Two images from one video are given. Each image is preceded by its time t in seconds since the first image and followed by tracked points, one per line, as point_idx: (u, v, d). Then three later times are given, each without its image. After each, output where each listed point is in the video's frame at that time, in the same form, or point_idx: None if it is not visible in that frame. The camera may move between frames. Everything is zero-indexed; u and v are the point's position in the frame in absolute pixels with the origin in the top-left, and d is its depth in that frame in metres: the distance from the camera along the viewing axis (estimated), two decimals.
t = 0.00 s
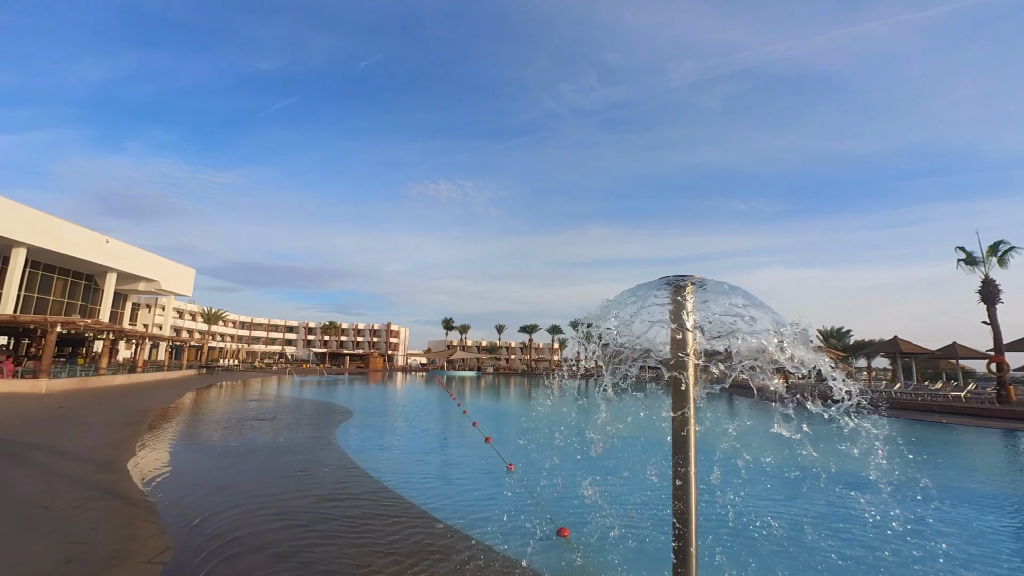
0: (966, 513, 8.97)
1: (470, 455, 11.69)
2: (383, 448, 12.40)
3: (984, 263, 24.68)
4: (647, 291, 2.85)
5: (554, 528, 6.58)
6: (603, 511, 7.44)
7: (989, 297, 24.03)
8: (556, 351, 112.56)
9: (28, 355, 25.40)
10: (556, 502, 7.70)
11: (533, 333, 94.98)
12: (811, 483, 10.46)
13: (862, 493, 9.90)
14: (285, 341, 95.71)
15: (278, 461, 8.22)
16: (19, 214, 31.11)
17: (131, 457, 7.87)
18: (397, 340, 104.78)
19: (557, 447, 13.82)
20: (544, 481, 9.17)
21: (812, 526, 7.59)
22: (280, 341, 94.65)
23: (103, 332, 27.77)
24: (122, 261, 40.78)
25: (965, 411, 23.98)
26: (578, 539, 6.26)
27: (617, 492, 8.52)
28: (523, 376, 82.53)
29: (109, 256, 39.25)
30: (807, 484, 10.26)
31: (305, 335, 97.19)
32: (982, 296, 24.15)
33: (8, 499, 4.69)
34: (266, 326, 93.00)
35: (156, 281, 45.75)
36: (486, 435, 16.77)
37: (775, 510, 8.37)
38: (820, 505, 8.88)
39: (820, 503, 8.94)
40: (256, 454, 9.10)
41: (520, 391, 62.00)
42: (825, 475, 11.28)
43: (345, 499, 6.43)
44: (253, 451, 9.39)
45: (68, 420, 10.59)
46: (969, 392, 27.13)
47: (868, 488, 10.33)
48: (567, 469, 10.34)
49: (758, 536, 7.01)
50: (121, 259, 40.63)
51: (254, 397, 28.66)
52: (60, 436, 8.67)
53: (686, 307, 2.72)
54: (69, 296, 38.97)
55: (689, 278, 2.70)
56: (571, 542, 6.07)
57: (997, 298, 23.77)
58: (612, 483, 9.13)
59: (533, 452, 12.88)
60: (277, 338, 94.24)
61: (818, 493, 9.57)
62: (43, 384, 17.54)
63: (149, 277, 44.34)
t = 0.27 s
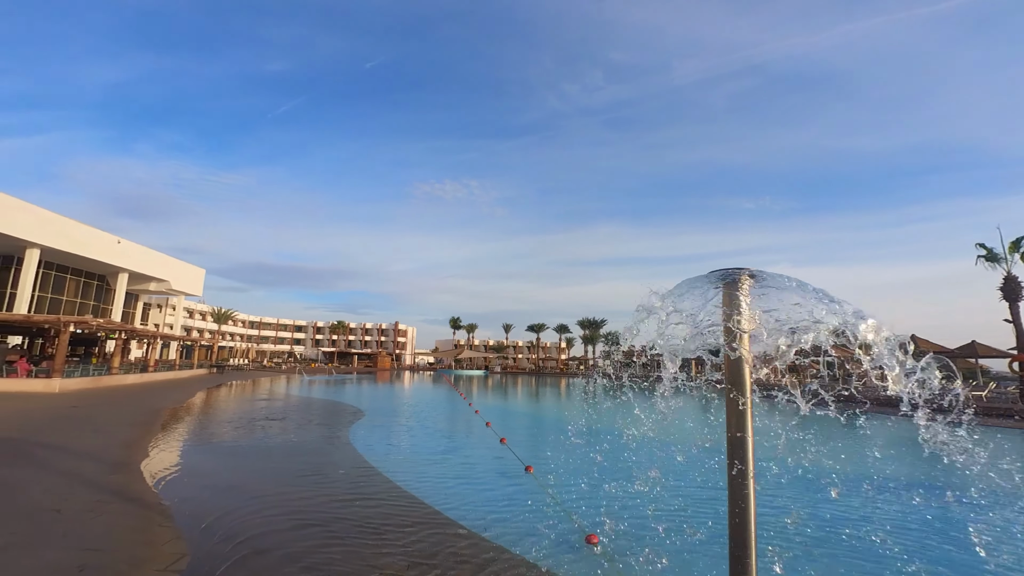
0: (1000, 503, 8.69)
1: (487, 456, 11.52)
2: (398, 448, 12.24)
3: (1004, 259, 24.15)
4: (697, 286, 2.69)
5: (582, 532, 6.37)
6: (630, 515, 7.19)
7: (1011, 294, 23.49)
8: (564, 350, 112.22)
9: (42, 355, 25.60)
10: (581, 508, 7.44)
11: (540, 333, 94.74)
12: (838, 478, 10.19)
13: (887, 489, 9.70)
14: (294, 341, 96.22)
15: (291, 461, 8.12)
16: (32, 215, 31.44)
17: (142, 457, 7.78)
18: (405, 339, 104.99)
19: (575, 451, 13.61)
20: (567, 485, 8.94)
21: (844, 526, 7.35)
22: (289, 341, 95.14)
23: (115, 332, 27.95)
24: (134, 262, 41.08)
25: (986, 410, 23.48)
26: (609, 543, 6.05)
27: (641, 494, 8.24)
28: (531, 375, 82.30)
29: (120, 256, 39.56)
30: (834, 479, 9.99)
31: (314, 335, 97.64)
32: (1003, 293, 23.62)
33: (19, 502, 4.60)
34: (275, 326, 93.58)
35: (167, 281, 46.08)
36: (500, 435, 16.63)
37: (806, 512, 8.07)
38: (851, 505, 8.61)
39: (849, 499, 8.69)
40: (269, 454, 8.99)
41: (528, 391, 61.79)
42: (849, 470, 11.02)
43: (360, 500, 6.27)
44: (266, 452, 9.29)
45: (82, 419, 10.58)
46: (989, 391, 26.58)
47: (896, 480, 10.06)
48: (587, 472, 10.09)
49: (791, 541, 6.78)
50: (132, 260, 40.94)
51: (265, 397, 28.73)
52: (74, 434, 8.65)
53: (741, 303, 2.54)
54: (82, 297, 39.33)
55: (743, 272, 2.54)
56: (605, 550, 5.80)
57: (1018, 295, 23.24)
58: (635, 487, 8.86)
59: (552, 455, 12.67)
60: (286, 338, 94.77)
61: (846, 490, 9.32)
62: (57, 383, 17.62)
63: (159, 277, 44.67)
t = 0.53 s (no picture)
0: None
1: (510, 458, 11.36)
2: (421, 450, 12.15)
3: None
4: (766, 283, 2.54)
5: (624, 543, 6.18)
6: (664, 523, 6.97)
7: None
8: (579, 351, 111.70)
9: (70, 356, 26.19)
10: (612, 516, 7.24)
11: (555, 333, 94.40)
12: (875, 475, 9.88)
13: (927, 484, 9.35)
14: (311, 341, 97.34)
15: (315, 463, 8.06)
16: (58, 220, 32.24)
17: (170, 459, 7.79)
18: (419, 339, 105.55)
19: (598, 453, 13.38)
20: (595, 491, 8.73)
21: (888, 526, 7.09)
22: (305, 341, 96.26)
23: (139, 333, 28.48)
24: (156, 264, 41.89)
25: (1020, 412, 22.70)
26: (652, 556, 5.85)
27: (672, 502, 8.01)
28: (546, 376, 82.03)
29: (143, 259, 40.37)
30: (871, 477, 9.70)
31: (330, 335, 98.71)
32: None
33: (52, 506, 4.59)
34: (292, 327, 94.79)
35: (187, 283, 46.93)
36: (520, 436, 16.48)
37: (846, 512, 7.79)
38: (890, 500, 8.31)
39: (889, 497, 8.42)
40: (292, 456, 8.95)
41: (542, 391, 61.58)
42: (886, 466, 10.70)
43: (388, 505, 6.18)
44: (289, 453, 9.27)
45: (109, 419, 10.72)
46: None
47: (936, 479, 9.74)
48: (614, 476, 9.88)
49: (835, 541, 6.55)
50: (155, 263, 41.75)
51: (284, 397, 29.03)
52: (102, 435, 8.73)
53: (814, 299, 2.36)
54: (106, 299, 40.21)
55: (813, 267, 2.38)
56: (647, 561, 5.60)
57: None
58: (665, 493, 8.63)
59: (575, 457, 12.47)
60: (303, 338, 95.95)
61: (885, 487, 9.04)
62: (84, 384, 17.95)
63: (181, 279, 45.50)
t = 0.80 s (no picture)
0: None
1: (545, 463, 11.18)
2: (455, 454, 12.09)
3: None
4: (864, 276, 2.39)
5: (680, 552, 5.92)
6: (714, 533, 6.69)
7: None
8: (602, 353, 110.59)
9: (110, 359, 27.11)
10: (658, 525, 6.99)
11: (578, 336, 93.66)
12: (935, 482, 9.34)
13: (991, 488, 8.82)
14: (337, 345, 98.96)
15: (353, 467, 8.04)
16: (97, 228, 33.70)
17: (211, 461, 7.88)
18: (442, 342, 106.27)
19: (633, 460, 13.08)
20: (635, 498, 8.48)
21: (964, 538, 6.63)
22: (331, 344, 97.96)
23: (175, 337, 29.34)
24: (189, 270, 43.17)
25: None
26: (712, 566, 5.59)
27: (718, 512, 7.70)
28: (570, 379, 81.41)
29: (177, 265, 41.67)
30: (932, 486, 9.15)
31: (355, 339, 100.17)
32: None
33: (103, 508, 4.63)
34: (318, 330, 96.64)
35: (219, 288, 48.22)
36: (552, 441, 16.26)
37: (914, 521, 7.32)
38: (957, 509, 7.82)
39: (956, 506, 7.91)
40: (330, 459, 8.97)
41: (566, 394, 61.14)
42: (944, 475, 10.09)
43: (430, 509, 6.10)
44: (326, 456, 9.30)
45: (152, 421, 10.96)
46: None
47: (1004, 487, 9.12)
48: (653, 484, 9.59)
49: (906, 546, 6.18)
50: (188, 268, 43.01)
51: (313, 400, 29.41)
52: (147, 437, 8.92)
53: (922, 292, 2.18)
54: (143, 304, 41.62)
55: (920, 260, 2.21)
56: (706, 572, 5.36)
57: None
58: (709, 503, 8.32)
59: (610, 462, 12.22)
60: (329, 342, 97.65)
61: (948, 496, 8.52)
62: (125, 386, 18.49)
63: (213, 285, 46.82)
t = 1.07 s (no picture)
0: None
1: (575, 471, 10.90)
2: (484, 460, 11.93)
3: None
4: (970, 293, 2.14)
5: None
6: (755, 556, 6.34)
7: None
8: (625, 357, 109.22)
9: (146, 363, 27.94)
10: (695, 545, 6.67)
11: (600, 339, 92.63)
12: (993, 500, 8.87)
13: None
14: (360, 348, 100.21)
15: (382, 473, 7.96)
16: (134, 236, 35.04)
17: (244, 466, 7.91)
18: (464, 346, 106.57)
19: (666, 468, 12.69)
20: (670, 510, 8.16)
21: None
22: (355, 348, 99.25)
23: (207, 341, 30.09)
24: (220, 276, 44.35)
25: None
26: None
27: (760, 529, 7.33)
28: (592, 383, 80.57)
29: (208, 272, 42.83)
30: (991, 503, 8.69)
31: (378, 342, 101.34)
32: None
33: (142, 513, 4.65)
34: (342, 334, 98.07)
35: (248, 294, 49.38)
36: (580, 446, 15.95)
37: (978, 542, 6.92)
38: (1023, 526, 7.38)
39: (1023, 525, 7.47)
40: (359, 464, 8.93)
41: (589, 398, 60.41)
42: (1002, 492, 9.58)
43: (458, 526, 5.91)
44: (355, 461, 9.26)
45: (186, 425, 11.12)
46: None
47: None
48: (689, 493, 9.25)
49: None
50: (218, 275, 44.19)
51: (339, 404, 29.70)
52: (182, 440, 9.04)
53: None
54: (177, 309, 42.89)
55: None
56: None
57: None
58: (749, 517, 7.94)
59: (642, 469, 11.87)
60: (353, 345, 98.96)
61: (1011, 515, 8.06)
62: (160, 389, 18.97)
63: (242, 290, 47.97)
